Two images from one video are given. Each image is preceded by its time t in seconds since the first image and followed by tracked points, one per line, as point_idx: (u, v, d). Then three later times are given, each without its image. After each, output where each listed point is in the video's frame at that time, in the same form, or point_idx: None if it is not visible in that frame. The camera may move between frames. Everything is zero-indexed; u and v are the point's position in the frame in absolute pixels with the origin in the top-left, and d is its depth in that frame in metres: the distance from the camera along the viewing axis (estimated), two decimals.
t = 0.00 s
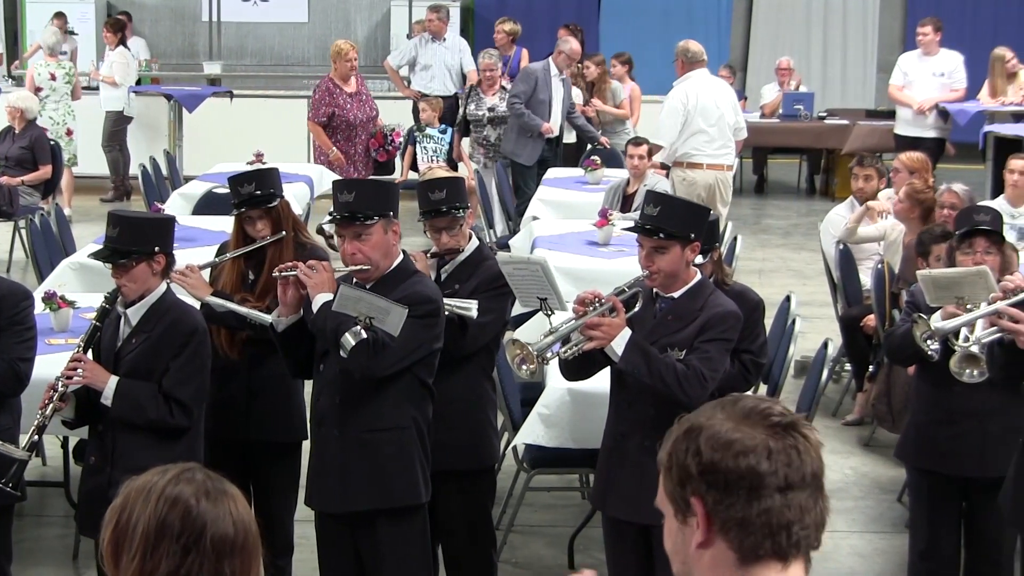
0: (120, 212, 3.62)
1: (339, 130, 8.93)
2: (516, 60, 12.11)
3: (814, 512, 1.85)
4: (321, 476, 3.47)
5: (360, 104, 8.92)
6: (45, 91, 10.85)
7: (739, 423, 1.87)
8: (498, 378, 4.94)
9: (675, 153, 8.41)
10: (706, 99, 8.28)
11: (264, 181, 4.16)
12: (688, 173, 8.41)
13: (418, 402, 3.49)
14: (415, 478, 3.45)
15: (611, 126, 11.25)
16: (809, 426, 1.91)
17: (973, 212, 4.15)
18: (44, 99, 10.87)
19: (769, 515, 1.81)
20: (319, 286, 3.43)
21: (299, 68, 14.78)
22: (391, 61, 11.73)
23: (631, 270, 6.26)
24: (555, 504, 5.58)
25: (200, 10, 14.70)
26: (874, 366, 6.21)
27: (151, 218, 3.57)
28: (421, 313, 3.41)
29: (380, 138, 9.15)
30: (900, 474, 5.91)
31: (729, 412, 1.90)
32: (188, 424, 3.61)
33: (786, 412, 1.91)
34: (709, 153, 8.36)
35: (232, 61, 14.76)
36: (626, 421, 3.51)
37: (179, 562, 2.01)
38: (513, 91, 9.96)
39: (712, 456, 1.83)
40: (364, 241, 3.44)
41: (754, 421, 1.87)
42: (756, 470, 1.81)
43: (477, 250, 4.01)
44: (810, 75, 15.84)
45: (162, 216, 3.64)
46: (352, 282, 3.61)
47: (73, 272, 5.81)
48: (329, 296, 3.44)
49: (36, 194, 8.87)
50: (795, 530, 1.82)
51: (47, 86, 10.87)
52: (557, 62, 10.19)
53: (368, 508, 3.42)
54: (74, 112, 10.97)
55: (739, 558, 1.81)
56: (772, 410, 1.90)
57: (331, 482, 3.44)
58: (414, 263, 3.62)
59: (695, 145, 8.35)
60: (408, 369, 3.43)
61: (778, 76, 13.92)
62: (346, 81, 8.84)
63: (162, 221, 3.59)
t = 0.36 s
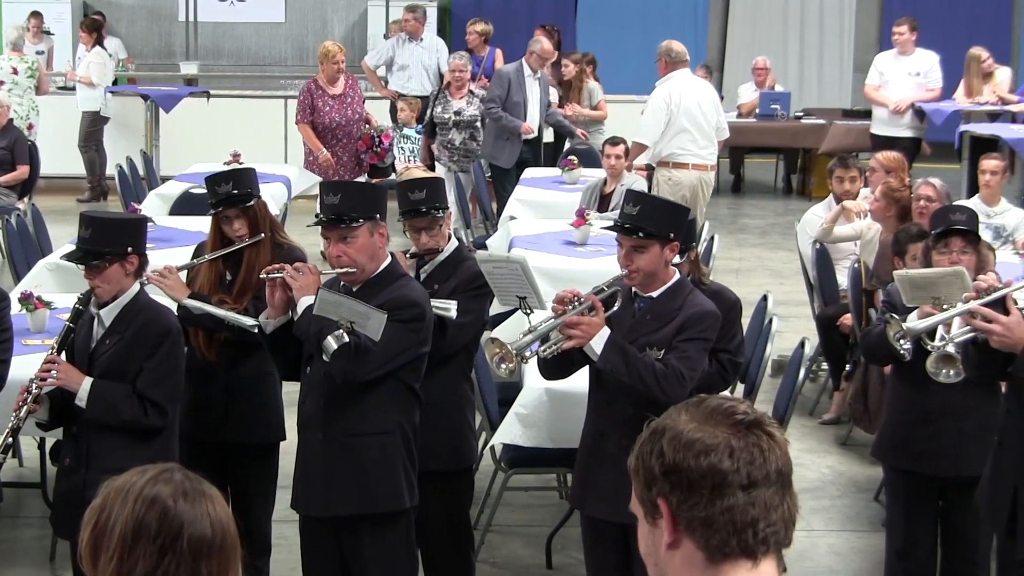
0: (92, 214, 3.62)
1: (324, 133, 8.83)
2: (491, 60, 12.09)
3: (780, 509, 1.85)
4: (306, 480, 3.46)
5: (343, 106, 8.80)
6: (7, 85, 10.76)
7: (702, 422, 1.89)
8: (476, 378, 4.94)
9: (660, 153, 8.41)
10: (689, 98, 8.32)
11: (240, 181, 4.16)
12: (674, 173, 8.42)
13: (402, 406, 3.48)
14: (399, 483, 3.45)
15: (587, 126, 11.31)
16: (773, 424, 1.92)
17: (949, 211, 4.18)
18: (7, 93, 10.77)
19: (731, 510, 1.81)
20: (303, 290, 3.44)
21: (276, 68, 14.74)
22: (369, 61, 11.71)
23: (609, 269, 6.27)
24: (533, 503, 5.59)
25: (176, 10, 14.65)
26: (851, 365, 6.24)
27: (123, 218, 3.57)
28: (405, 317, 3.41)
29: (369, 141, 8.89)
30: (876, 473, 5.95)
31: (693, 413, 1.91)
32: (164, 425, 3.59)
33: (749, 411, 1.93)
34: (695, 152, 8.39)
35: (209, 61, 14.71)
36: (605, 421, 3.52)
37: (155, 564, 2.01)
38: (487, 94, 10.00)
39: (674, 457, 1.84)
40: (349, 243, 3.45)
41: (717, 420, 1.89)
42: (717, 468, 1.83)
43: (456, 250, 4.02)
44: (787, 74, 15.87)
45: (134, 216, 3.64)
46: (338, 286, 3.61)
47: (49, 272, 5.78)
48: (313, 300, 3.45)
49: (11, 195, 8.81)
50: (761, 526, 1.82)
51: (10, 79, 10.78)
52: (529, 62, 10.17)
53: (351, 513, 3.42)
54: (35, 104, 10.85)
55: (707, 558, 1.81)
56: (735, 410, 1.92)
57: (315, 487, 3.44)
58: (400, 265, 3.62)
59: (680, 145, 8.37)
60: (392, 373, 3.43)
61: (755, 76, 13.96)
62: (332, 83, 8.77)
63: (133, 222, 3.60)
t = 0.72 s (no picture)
0: (63, 214, 3.62)
1: (309, 136, 8.80)
2: (466, 61, 12.09)
3: (766, 519, 1.87)
4: (285, 481, 3.48)
5: (333, 108, 8.77)
6: None
7: (700, 423, 1.90)
8: (452, 378, 4.95)
9: (657, 152, 8.43)
10: (688, 96, 8.36)
11: (216, 181, 4.16)
12: (670, 172, 8.45)
13: (381, 407, 3.49)
14: (376, 485, 3.46)
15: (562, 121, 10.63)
16: (769, 434, 1.94)
17: (923, 211, 4.27)
18: None
19: (719, 516, 1.83)
20: (282, 288, 3.44)
21: (251, 68, 14.71)
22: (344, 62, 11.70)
23: (584, 270, 6.31)
24: (509, 504, 5.61)
25: (152, 11, 14.62)
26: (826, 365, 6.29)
27: (95, 220, 3.58)
28: (384, 317, 3.42)
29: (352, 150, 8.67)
30: (852, 472, 6.00)
31: (693, 413, 1.92)
32: (138, 425, 3.60)
33: (748, 418, 1.94)
34: (689, 151, 8.45)
35: (185, 61, 14.68)
36: (580, 420, 3.55)
37: (131, 566, 2.02)
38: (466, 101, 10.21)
39: (669, 454, 1.86)
40: (329, 242, 3.46)
41: (715, 423, 1.90)
42: (711, 471, 1.84)
43: (432, 250, 4.04)
44: (763, 74, 15.91)
45: (105, 217, 3.65)
46: (318, 286, 3.61)
47: (25, 274, 5.76)
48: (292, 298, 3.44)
49: None
50: (747, 535, 1.85)
51: None
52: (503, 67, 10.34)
53: (329, 514, 3.43)
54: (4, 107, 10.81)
55: (689, 559, 1.85)
56: (733, 416, 1.93)
57: (294, 487, 3.45)
58: (380, 266, 3.63)
59: (677, 143, 8.41)
60: (372, 374, 3.45)
61: (730, 76, 14.01)
62: (328, 86, 8.82)
63: (105, 222, 3.61)
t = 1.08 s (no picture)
0: (25, 215, 3.62)
1: (280, 138, 8.80)
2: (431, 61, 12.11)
3: (729, 534, 1.90)
4: (251, 481, 3.49)
5: (304, 111, 8.79)
6: None
7: (673, 433, 1.90)
8: (417, 379, 4.98)
9: (626, 152, 8.48)
10: (659, 97, 8.43)
11: (179, 183, 4.16)
12: (639, 172, 8.50)
13: (347, 408, 3.52)
14: (342, 485, 3.49)
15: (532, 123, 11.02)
16: (744, 452, 1.92)
17: (888, 211, 4.32)
18: None
19: (673, 534, 1.87)
20: (247, 289, 3.46)
21: (215, 69, 14.64)
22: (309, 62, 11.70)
23: (548, 270, 6.35)
24: (474, 504, 5.65)
25: (115, 11, 14.54)
26: (790, 364, 6.35)
27: (57, 220, 3.58)
28: (350, 318, 3.45)
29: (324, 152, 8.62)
30: (816, 471, 6.07)
31: (670, 420, 1.92)
32: (101, 427, 3.60)
33: (727, 431, 1.92)
34: (657, 152, 8.52)
35: (148, 62, 14.61)
36: (544, 421, 3.59)
37: (93, 566, 2.04)
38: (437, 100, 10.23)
39: (635, 462, 1.89)
40: (295, 243, 3.49)
41: (687, 435, 1.90)
42: (673, 487, 1.86)
43: (395, 250, 4.07)
44: (726, 74, 16.01)
45: (68, 217, 3.65)
46: (283, 286, 3.63)
47: None
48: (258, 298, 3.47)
49: None
50: (702, 554, 1.88)
51: None
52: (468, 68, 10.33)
53: (294, 514, 3.45)
54: None
55: (648, 565, 1.90)
56: (711, 428, 1.91)
57: (259, 487, 3.47)
58: (347, 267, 3.66)
59: (647, 144, 8.47)
60: (337, 374, 3.47)
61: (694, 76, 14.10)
62: (300, 88, 8.87)
63: (67, 223, 3.61)
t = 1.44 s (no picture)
0: None
1: (231, 142, 8.75)
2: (375, 62, 12.13)
3: (675, 546, 1.86)
4: (200, 482, 3.53)
5: (255, 114, 8.79)
6: None
7: (622, 446, 1.85)
8: (363, 380, 5.03)
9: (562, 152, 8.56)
10: (593, 98, 8.50)
11: (124, 184, 4.16)
12: (574, 172, 8.60)
13: (296, 409, 3.56)
14: (291, 485, 3.53)
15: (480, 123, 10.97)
16: (693, 470, 1.85)
17: (832, 210, 4.42)
18: None
19: (614, 550, 1.84)
20: (195, 290, 3.49)
21: (160, 69, 14.55)
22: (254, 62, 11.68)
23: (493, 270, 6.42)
24: (420, 504, 5.70)
25: (58, 11, 14.41)
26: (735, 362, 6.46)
27: None
28: (298, 318, 3.49)
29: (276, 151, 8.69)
30: (760, 469, 6.19)
31: (621, 431, 1.86)
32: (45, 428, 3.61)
33: (678, 449, 1.86)
34: (593, 152, 8.60)
35: (92, 62, 14.49)
36: (490, 421, 3.65)
37: (31, 568, 2.05)
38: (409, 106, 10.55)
39: (581, 471, 1.85)
40: (243, 243, 3.52)
41: (636, 450, 1.84)
42: (616, 501, 1.82)
43: (341, 251, 4.12)
44: (670, 74, 16.18)
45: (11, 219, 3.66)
46: (231, 287, 3.65)
47: None
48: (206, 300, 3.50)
49: None
50: (643, 570, 1.85)
51: None
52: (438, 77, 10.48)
53: (243, 515, 3.48)
54: None
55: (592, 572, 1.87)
56: (661, 445, 1.85)
57: (207, 488, 3.50)
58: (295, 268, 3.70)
59: (582, 144, 8.55)
60: (286, 375, 3.51)
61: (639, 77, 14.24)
62: (245, 92, 8.83)
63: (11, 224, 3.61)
